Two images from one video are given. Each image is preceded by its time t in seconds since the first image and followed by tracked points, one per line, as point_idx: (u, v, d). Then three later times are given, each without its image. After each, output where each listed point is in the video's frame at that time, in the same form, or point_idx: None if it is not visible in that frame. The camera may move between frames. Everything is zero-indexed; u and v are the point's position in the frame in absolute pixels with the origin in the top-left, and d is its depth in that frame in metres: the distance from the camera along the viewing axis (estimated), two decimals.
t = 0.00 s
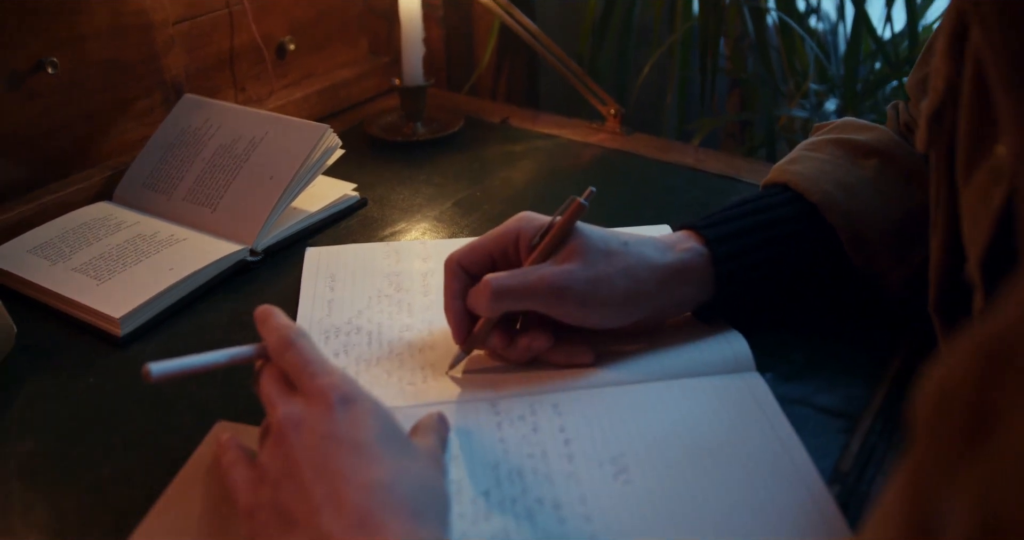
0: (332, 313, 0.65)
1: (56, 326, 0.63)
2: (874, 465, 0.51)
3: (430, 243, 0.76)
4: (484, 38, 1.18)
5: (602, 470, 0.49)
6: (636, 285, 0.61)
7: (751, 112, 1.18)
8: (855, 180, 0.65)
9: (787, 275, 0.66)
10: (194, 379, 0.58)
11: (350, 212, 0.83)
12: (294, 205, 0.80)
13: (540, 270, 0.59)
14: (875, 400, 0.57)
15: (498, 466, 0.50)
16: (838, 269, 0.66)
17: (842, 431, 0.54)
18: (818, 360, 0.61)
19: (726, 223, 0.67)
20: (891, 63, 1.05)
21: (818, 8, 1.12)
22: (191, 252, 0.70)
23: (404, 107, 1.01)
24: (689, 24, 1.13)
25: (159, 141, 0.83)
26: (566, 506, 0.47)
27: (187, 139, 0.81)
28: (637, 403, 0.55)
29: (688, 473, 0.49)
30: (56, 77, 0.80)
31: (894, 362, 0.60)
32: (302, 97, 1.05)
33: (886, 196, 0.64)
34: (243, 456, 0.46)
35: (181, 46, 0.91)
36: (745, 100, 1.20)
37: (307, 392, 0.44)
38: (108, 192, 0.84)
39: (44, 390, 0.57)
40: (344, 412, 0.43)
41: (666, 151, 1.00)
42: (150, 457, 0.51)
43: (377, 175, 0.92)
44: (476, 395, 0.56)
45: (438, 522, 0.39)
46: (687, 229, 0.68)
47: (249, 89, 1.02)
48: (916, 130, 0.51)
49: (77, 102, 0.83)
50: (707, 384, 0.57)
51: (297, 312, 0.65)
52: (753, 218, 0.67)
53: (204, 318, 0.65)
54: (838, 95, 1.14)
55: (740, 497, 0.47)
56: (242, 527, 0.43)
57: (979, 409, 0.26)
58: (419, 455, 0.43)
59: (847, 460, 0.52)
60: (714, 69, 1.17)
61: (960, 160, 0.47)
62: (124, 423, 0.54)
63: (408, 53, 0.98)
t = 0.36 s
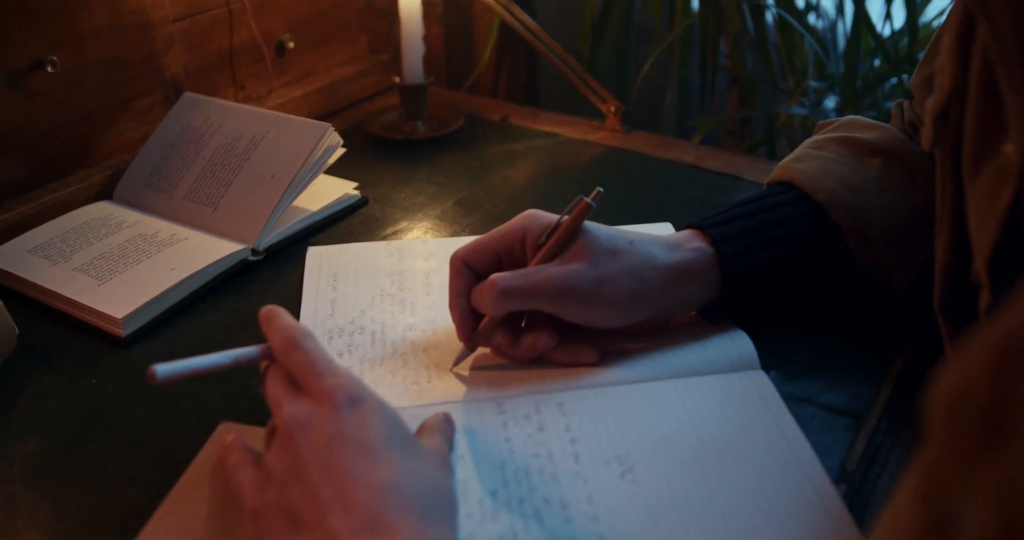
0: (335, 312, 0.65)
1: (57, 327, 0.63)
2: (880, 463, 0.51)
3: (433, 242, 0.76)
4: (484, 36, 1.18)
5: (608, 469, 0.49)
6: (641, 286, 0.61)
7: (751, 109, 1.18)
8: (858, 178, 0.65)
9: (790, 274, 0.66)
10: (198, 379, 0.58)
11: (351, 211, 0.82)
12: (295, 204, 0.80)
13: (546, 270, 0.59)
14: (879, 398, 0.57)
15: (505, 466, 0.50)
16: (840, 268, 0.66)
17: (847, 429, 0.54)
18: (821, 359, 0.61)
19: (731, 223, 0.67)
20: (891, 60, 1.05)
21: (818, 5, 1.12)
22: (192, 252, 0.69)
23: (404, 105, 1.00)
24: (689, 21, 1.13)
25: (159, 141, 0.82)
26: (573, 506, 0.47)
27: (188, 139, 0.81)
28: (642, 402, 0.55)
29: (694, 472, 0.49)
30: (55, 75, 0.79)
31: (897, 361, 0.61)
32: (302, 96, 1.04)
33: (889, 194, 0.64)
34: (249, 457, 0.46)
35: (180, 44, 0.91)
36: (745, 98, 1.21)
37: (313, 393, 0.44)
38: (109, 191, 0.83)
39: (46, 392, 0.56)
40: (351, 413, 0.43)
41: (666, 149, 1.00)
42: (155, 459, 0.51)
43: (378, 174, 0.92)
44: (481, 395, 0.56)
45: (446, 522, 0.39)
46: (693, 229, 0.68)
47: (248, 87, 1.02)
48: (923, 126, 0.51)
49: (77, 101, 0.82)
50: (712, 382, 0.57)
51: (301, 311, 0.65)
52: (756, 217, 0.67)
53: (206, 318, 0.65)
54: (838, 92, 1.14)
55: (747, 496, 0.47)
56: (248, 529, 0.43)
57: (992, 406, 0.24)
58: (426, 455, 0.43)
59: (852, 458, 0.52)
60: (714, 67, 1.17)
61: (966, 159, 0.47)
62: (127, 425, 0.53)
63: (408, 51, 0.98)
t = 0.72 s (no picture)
0: (340, 314, 0.64)
1: (61, 329, 0.62)
2: (887, 462, 0.52)
3: (437, 243, 0.76)
4: (484, 36, 1.18)
5: (617, 470, 0.49)
6: (647, 281, 0.61)
7: (752, 109, 1.18)
8: (863, 177, 0.65)
9: (795, 273, 0.66)
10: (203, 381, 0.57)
11: (355, 211, 0.82)
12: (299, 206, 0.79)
13: (553, 258, 0.59)
14: (886, 397, 0.57)
15: (513, 466, 0.50)
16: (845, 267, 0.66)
17: (855, 429, 0.54)
18: (827, 359, 0.61)
19: (736, 221, 0.67)
20: (892, 59, 1.05)
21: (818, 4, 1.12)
22: (195, 254, 0.69)
23: (405, 105, 1.00)
24: (690, 21, 1.13)
25: (161, 142, 0.82)
26: (582, 506, 0.47)
27: (190, 140, 0.80)
28: (650, 402, 0.55)
29: (703, 472, 0.49)
30: (56, 77, 0.79)
31: (904, 359, 0.61)
32: (303, 96, 1.04)
33: (895, 193, 0.64)
34: (257, 459, 0.46)
35: (181, 45, 0.91)
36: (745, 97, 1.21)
37: (322, 395, 0.44)
38: (111, 193, 0.83)
39: (51, 394, 0.56)
40: (360, 415, 0.42)
41: (669, 148, 0.99)
42: (162, 461, 0.50)
43: (381, 175, 0.92)
44: (487, 395, 0.56)
45: (458, 524, 0.39)
46: (699, 230, 0.69)
47: (249, 88, 1.01)
48: (927, 129, 0.50)
49: (79, 102, 0.82)
50: (720, 381, 0.57)
51: (305, 314, 0.64)
52: (761, 216, 0.67)
53: (211, 320, 0.64)
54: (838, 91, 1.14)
55: (757, 495, 0.47)
56: (258, 531, 0.43)
57: (1013, 417, 0.22)
58: (437, 457, 0.42)
59: (860, 458, 0.52)
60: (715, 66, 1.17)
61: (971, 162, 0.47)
62: (133, 427, 0.53)
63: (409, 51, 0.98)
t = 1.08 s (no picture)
0: (344, 315, 0.64)
1: (64, 330, 0.62)
2: (893, 461, 0.51)
3: (440, 242, 0.76)
4: (485, 36, 1.18)
5: (625, 468, 0.49)
6: (650, 281, 0.61)
7: (752, 107, 1.18)
8: (867, 175, 0.65)
9: (801, 271, 0.66)
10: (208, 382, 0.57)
11: (357, 212, 0.82)
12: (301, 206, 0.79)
13: (556, 261, 0.59)
14: (892, 396, 0.57)
15: (521, 466, 0.49)
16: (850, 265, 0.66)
17: (861, 427, 0.54)
18: (832, 357, 0.61)
19: (740, 220, 0.67)
20: (892, 57, 1.05)
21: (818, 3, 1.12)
22: (198, 254, 0.69)
23: (407, 105, 1.00)
24: (691, 20, 1.13)
25: (162, 143, 0.82)
26: (591, 506, 0.47)
27: (192, 140, 0.80)
28: (657, 401, 0.55)
29: (712, 471, 0.49)
30: (57, 77, 0.79)
31: (909, 357, 0.61)
32: (304, 96, 1.04)
33: (899, 191, 0.64)
34: (264, 460, 0.46)
35: (182, 45, 0.90)
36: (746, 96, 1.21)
37: (330, 395, 0.43)
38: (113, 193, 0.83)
39: (55, 396, 0.56)
40: (368, 415, 0.42)
41: (671, 147, 0.99)
42: (168, 462, 0.50)
43: (383, 174, 0.91)
44: (494, 395, 0.56)
45: (469, 524, 0.39)
46: (703, 227, 0.69)
47: (250, 88, 1.01)
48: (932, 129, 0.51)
49: (80, 102, 0.82)
50: (726, 380, 0.56)
51: (309, 313, 0.64)
52: (765, 214, 0.67)
53: (215, 321, 0.64)
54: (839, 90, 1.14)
55: (765, 494, 0.47)
56: (267, 532, 0.43)
57: None
58: (446, 457, 0.42)
59: (868, 456, 0.52)
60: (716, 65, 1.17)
61: (976, 160, 0.47)
62: (139, 429, 0.53)
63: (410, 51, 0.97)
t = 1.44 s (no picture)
0: (348, 314, 0.64)
1: (67, 330, 0.62)
2: (900, 459, 0.51)
3: (443, 241, 0.75)
4: (486, 35, 1.17)
5: (632, 468, 0.49)
6: (655, 277, 0.61)
7: (754, 105, 1.18)
8: (871, 174, 0.65)
9: (806, 269, 0.66)
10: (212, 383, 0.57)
11: (360, 211, 0.82)
12: (304, 205, 0.79)
13: (561, 259, 0.59)
14: (898, 394, 0.57)
15: (528, 466, 0.49)
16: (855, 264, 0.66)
17: (867, 426, 0.54)
18: (838, 356, 0.61)
19: (744, 217, 0.67)
20: (894, 56, 1.05)
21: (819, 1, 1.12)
22: (201, 254, 0.68)
23: (408, 103, 1.00)
24: (692, 19, 1.12)
25: (164, 142, 0.81)
26: (599, 505, 0.46)
27: (194, 139, 0.80)
28: (664, 400, 0.54)
29: (719, 470, 0.49)
30: (58, 76, 0.78)
31: (914, 356, 0.61)
32: (304, 96, 1.04)
33: (904, 190, 0.64)
34: (271, 460, 0.46)
35: (183, 44, 0.90)
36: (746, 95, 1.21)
37: (337, 395, 0.43)
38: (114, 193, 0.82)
39: (58, 396, 0.55)
40: (376, 415, 0.42)
41: (672, 145, 0.99)
42: (174, 463, 0.50)
43: (385, 173, 0.91)
44: (499, 394, 0.55)
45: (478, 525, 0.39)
46: (708, 223, 0.69)
47: (251, 87, 1.01)
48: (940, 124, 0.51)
49: (80, 102, 0.82)
50: (732, 378, 0.56)
51: (313, 312, 0.64)
52: (770, 212, 0.67)
53: (219, 321, 0.64)
54: (841, 88, 1.14)
55: (774, 493, 0.47)
56: (274, 533, 0.42)
57: None
58: (454, 457, 0.42)
59: (875, 454, 0.51)
60: (717, 64, 1.17)
61: (987, 157, 0.47)
62: (143, 429, 0.53)
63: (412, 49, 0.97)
